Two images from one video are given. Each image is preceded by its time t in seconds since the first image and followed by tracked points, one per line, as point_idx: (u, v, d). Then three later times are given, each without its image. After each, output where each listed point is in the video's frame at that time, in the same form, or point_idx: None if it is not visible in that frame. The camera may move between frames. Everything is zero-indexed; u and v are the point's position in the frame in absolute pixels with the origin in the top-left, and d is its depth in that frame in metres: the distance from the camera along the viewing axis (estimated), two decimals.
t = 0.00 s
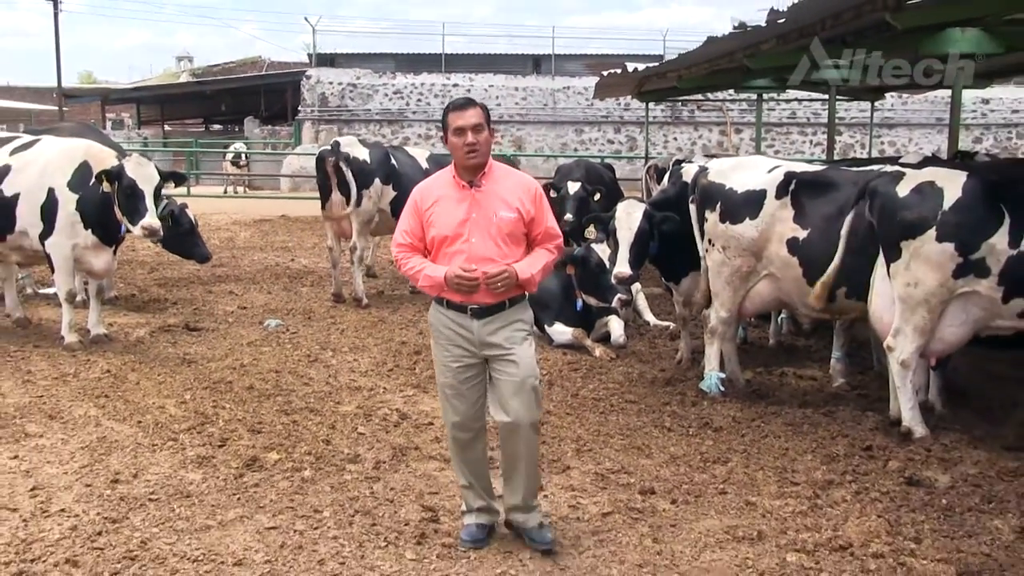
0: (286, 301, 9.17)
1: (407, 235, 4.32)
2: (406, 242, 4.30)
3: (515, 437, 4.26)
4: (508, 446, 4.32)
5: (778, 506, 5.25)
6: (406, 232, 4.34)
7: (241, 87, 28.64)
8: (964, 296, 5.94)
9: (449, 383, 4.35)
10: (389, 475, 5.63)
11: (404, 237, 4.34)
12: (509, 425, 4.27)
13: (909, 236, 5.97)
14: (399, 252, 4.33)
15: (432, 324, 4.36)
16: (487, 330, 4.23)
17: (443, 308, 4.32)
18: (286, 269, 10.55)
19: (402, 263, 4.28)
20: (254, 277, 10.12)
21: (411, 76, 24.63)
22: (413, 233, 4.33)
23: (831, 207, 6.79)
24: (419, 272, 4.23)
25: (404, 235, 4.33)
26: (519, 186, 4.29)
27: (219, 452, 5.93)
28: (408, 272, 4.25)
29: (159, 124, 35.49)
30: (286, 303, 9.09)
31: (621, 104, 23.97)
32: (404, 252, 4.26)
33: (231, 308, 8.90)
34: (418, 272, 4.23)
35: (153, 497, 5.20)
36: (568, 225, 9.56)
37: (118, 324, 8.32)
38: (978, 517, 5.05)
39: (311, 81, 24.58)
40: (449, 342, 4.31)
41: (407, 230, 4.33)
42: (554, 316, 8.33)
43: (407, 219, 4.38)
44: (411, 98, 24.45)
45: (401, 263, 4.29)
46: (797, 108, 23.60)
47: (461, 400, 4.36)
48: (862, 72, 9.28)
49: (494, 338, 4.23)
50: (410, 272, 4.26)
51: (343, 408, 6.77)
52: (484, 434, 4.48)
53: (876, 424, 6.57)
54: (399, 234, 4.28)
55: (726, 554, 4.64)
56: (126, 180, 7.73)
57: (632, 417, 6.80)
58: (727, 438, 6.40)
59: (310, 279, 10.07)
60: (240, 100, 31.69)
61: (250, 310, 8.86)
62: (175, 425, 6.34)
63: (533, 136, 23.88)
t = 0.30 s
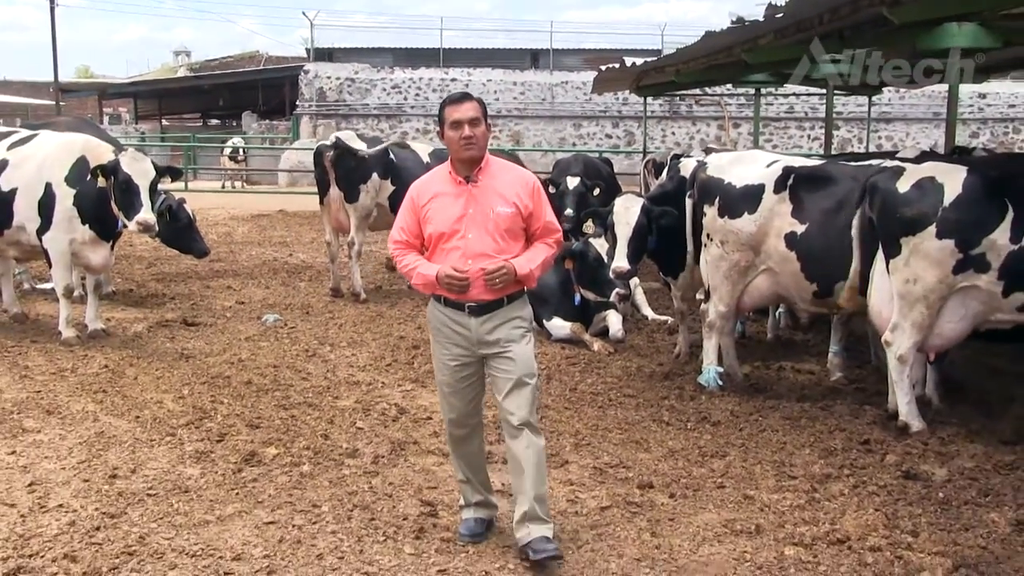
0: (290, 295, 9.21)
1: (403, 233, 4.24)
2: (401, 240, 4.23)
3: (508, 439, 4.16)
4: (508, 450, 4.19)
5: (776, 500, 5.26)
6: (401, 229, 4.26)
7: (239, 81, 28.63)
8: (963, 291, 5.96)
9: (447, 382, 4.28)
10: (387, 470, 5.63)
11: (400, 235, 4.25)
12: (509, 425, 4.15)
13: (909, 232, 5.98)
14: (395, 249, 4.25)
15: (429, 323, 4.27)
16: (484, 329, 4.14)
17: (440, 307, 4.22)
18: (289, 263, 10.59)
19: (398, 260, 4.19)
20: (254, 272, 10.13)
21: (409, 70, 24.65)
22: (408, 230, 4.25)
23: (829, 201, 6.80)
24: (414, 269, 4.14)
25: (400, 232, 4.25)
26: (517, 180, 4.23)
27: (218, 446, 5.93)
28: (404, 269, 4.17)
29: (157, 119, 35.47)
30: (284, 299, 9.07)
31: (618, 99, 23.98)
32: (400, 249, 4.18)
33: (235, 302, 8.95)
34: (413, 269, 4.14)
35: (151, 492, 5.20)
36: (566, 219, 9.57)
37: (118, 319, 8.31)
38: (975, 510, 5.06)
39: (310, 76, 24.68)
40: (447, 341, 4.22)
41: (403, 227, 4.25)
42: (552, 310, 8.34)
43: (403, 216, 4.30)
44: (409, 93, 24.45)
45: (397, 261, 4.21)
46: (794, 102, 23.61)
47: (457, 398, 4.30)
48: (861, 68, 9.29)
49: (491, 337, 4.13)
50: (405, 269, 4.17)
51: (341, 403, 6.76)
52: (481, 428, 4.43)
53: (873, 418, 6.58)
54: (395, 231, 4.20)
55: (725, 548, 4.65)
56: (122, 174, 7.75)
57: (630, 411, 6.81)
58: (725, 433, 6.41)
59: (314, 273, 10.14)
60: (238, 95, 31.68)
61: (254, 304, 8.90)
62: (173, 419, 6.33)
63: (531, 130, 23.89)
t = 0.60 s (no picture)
0: (283, 292, 9.16)
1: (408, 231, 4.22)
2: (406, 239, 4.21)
3: (508, 442, 4.13)
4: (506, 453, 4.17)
5: (772, 495, 5.27)
6: (407, 227, 4.25)
7: (236, 77, 28.60)
8: (963, 285, 5.98)
9: (448, 382, 4.26)
10: (385, 466, 5.63)
11: (405, 234, 4.24)
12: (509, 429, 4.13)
13: (909, 231, 5.96)
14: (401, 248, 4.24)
15: (432, 323, 4.25)
16: (488, 331, 4.10)
17: (444, 307, 4.20)
18: (284, 260, 10.55)
19: (403, 259, 4.18)
20: (250, 269, 10.12)
21: (406, 66, 24.63)
22: (414, 230, 4.23)
23: (826, 196, 6.80)
24: (418, 270, 4.13)
25: (405, 231, 4.23)
26: (525, 180, 4.19)
27: (215, 442, 5.93)
28: (408, 268, 4.15)
29: (155, 115, 35.45)
30: (280, 295, 9.07)
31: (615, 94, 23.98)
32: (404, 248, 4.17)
33: (229, 299, 8.90)
34: (417, 269, 4.13)
35: (148, 488, 5.19)
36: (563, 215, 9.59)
37: (115, 315, 8.32)
38: (971, 505, 5.07)
39: (306, 72, 24.63)
40: (450, 342, 4.19)
41: (408, 226, 4.23)
42: (549, 306, 8.35)
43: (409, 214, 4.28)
44: (405, 88, 24.43)
45: (402, 260, 4.20)
46: (791, 98, 23.62)
47: (459, 397, 4.28)
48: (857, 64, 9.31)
49: (495, 340, 4.10)
50: (410, 269, 4.16)
51: (338, 399, 6.76)
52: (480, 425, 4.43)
53: (869, 413, 6.59)
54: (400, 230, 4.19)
55: (722, 543, 4.66)
56: (118, 170, 7.73)
57: (627, 406, 6.81)
58: (721, 428, 6.42)
59: (309, 271, 10.10)
60: (235, 91, 31.69)
61: (248, 301, 8.86)
62: (170, 416, 6.33)
63: (527, 126, 23.88)
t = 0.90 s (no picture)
0: (279, 289, 9.16)
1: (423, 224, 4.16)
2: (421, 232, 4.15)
3: (519, 446, 4.11)
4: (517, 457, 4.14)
5: (768, 491, 5.28)
6: (423, 221, 4.19)
7: (231, 73, 28.56)
8: (955, 282, 5.98)
9: (461, 385, 4.25)
10: (381, 462, 5.63)
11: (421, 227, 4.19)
12: (521, 432, 4.10)
13: (902, 226, 5.96)
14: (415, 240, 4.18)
15: (445, 326, 4.23)
16: (504, 333, 4.09)
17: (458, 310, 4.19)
18: (279, 257, 10.54)
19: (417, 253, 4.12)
20: (245, 265, 10.12)
21: (401, 62, 24.61)
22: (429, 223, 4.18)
23: (821, 192, 6.81)
24: (432, 265, 4.07)
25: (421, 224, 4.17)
26: (546, 182, 4.14)
27: (211, 439, 5.93)
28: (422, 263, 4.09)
29: (149, 112, 35.39)
30: (275, 292, 9.07)
31: (611, 91, 23.99)
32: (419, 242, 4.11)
33: (224, 296, 8.89)
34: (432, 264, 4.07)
35: (144, 485, 5.19)
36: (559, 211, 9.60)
37: (111, 312, 8.31)
38: (966, 499, 5.08)
39: (301, 68, 24.60)
40: (465, 344, 4.18)
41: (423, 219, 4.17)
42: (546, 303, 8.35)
43: (425, 207, 4.22)
44: (401, 85, 24.42)
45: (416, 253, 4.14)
46: (787, 94, 23.65)
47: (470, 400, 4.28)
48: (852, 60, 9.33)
49: (511, 340, 4.09)
50: (423, 263, 4.10)
51: (334, 395, 6.76)
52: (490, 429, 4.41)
53: (865, 408, 6.60)
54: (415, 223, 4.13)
55: (717, 538, 4.66)
56: (113, 167, 7.69)
57: (623, 402, 6.82)
58: (717, 424, 6.43)
59: (304, 267, 10.10)
60: (231, 88, 31.65)
61: (244, 298, 8.86)
62: (166, 413, 6.33)
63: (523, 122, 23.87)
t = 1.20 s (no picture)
0: (273, 287, 9.15)
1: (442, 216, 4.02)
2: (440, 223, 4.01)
3: (526, 449, 4.13)
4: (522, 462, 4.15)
5: (763, 488, 5.29)
6: (442, 212, 4.06)
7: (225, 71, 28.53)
8: (945, 277, 5.99)
9: (463, 388, 4.09)
10: (375, 460, 5.64)
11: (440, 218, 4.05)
12: (533, 436, 4.10)
13: (893, 221, 5.98)
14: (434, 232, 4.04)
15: (458, 324, 4.08)
16: (522, 333, 3.97)
17: (472, 306, 4.06)
18: (273, 255, 10.52)
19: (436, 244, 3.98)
20: (239, 263, 10.11)
21: (396, 60, 24.60)
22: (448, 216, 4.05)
23: (815, 189, 6.83)
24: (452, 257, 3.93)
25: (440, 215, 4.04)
26: (569, 180, 4.03)
27: (205, 437, 5.92)
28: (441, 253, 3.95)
29: (143, 109, 35.32)
30: (270, 290, 9.06)
31: (605, 88, 24.00)
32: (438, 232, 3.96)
33: (218, 294, 8.88)
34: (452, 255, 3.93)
35: (138, 484, 5.19)
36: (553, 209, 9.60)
37: (105, 310, 8.29)
38: (959, 496, 5.09)
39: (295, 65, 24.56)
40: (476, 345, 4.03)
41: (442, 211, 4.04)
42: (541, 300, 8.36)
43: (445, 199, 4.09)
44: (395, 82, 24.40)
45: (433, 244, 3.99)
46: (781, 91, 23.68)
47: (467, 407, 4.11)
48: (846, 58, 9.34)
49: (528, 342, 3.98)
50: (442, 254, 3.96)
51: (329, 393, 6.75)
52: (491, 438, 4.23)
53: (859, 406, 6.61)
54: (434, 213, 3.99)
55: (712, 536, 4.67)
56: (106, 164, 7.73)
57: (617, 400, 6.82)
58: (712, 421, 6.43)
59: (299, 265, 10.09)
60: (224, 86, 31.60)
61: (238, 296, 8.85)
62: (160, 411, 6.32)
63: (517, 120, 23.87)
